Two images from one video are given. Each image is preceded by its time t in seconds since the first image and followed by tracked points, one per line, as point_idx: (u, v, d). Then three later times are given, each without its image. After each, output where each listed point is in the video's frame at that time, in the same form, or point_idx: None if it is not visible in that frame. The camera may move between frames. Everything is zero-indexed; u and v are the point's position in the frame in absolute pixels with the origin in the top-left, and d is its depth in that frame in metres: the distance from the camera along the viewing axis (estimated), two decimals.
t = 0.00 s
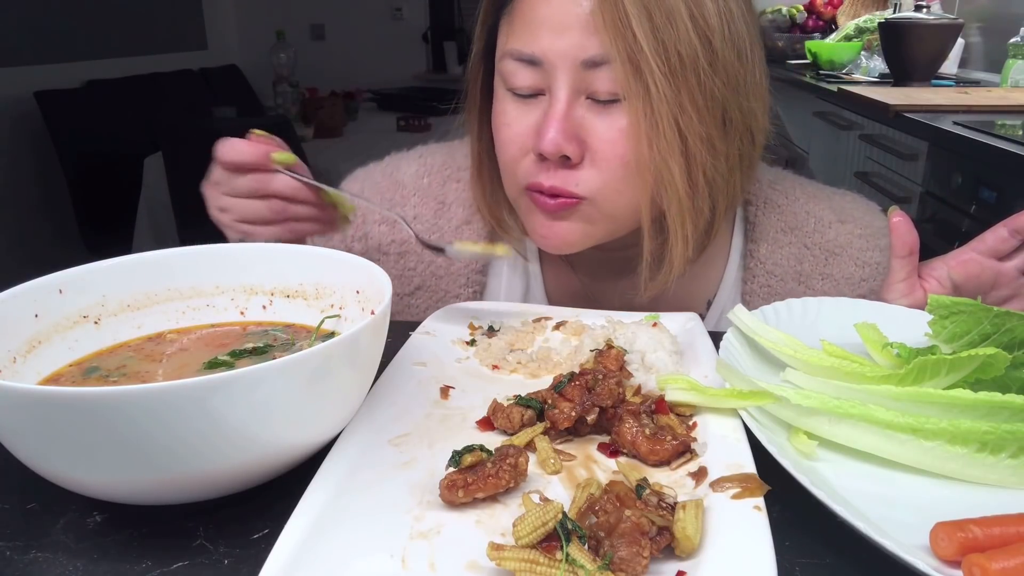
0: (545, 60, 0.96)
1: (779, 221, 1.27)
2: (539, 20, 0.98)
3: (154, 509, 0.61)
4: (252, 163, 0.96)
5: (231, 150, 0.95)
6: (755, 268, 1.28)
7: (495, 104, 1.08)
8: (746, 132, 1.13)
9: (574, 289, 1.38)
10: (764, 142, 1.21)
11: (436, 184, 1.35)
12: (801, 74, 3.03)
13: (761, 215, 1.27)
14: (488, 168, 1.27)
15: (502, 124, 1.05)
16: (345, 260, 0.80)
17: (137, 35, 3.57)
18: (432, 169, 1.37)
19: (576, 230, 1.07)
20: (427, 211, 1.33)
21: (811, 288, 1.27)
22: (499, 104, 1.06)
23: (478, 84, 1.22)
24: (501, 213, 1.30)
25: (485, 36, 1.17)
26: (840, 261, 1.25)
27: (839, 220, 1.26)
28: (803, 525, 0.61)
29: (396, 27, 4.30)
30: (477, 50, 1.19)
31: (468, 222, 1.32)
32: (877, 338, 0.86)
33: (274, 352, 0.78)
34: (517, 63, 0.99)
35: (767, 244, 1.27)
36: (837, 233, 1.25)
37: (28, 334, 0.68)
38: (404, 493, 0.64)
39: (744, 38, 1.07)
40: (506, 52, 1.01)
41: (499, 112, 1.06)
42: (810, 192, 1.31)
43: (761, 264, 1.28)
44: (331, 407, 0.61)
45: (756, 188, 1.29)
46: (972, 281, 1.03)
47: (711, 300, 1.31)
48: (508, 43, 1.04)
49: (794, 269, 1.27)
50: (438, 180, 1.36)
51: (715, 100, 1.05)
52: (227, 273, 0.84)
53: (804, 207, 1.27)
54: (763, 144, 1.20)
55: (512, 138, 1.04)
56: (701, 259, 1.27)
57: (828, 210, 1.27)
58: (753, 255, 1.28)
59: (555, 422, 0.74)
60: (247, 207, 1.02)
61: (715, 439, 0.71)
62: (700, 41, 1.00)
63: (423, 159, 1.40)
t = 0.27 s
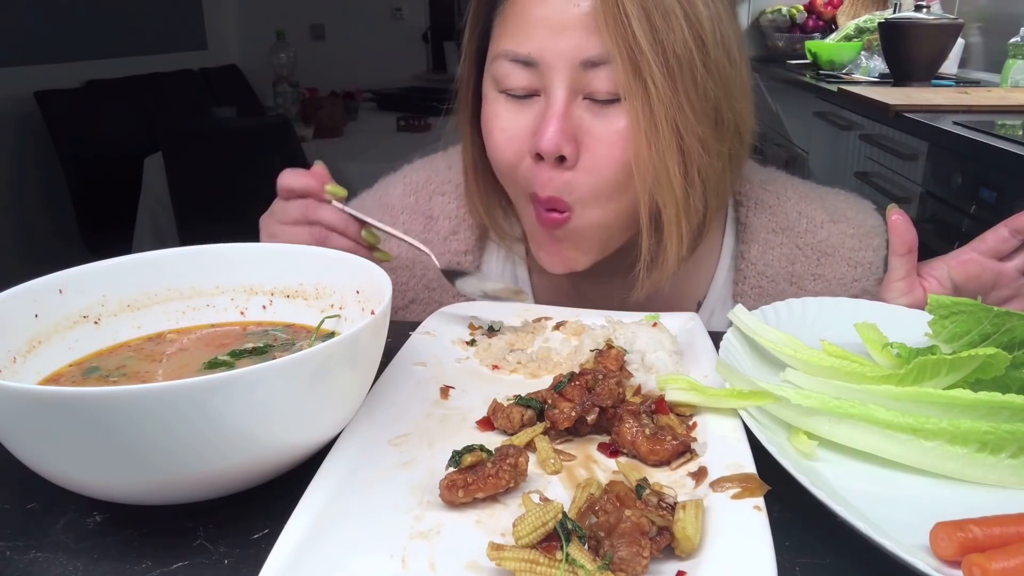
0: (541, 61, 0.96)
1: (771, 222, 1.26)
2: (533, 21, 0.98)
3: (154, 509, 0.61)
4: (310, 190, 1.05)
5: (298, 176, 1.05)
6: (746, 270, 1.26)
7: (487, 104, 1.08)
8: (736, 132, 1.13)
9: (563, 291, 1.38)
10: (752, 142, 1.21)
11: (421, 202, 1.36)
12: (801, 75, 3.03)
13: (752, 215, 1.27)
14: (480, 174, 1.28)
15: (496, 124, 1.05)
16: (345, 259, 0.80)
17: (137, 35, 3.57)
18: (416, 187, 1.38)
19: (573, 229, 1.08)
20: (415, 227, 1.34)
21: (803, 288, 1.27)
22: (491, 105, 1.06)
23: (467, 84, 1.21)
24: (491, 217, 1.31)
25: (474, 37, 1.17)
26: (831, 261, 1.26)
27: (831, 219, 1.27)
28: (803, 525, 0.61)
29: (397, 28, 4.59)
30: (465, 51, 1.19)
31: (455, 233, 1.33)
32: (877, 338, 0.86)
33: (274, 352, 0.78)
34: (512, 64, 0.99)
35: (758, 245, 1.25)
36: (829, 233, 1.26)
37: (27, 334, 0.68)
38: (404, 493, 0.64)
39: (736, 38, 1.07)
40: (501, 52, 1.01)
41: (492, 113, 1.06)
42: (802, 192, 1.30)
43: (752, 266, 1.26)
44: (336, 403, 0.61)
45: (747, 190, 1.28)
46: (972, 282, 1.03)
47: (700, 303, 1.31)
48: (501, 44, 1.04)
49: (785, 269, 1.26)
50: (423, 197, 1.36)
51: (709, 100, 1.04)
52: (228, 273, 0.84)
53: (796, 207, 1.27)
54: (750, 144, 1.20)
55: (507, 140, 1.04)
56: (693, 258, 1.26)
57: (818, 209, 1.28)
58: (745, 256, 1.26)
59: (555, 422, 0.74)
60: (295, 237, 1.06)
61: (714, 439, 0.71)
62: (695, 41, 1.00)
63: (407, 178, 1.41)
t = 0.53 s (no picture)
0: (538, 59, 0.96)
1: (759, 227, 1.27)
2: (530, 20, 0.98)
3: (154, 509, 0.61)
4: (311, 191, 1.04)
5: (303, 176, 1.05)
6: (735, 276, 1.28)
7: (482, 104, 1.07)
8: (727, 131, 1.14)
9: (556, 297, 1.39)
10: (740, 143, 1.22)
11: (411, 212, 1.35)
12: (801, 75, 3.03)
13: (740, 221, 1.28)
14: (474, 177, 1.28)
15: (491, 123, 1.05)
16: (345, 259, 0.80)
17: (138, 35, 3.57)
18: (404, 197, 1.36)
19: (570, 227, 1.07)
20: (405, 238, 1.34)
21: (793, 293, 1.27)
22: (486, 105, 1.06)
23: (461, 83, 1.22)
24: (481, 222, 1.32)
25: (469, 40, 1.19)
26: (821, 266, 1.25)
27: (820, 223, 1.26)
28: (803, 525, 0.61)
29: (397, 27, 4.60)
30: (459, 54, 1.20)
31: (445, 242, 1.33)
32: (877, 338, 0.86)
33: (274, 352, 0.78)
34: (509, 63, 0.99)
35: (746, 250, 1.27)
36: (817, 237, 1.25)
37: (28, 333, 0.68)
38: (404, 493, 0.64)
39: (725, 38, 1.09)
40: (497, 51, 1.00)
41: (487, 113, 1.05)
42: (791, 196, 1.30)
43: (740, 271, 1.28)
44: (336, 401, 0.61)
45: (735, 197, 1.30)
46: (971, 282, 1.03)
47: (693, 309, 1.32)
48: (497, 44, 1.05)
49: (775, 275, 1.27)
50: (412, 208, 1.35)
51: (702, 97, 1.06)
52: (228, 273, 0.84)
53: (785, 211, 1.27)
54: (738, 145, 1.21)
55: (503, 140, 1.04)
56: (684, 259, 1.29)
57: (807, 213, 1.27)
58: (734, 262, 1.28)
59: (555, 422, 0.74)
60: (291, 236, 1.06)
61: (714, 439, 0.71)
62: (689, 40, 1.02)
63: (394, 189, 1.39)
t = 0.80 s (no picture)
0: (533, 56, 0.97)
1: (749, 232, 1.27)
2: (527, 18, 0.99)
3: (154, 510, 0.61)
4: (319, 194, 1.04)
5: (311, 179, 1.04)
6: (726, 281, 1.28)
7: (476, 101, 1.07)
8: (718, 132, 1.14)
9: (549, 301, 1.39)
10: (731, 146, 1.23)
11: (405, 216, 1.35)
12: (801, 75, 3.03)
13: (730, 227, 1.28)
14: (469, 177, 1.29)
15: (485, 119, 1.05)
16: (345, 259, 0.80)
17: (138, 35, 3.57)
18: (395, 207, 1.36)
19: (560, 227, 1.07)
20: (399, 246, 1.34)
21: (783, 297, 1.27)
22: (480, 102, 1.06)
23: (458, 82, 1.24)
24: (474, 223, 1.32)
25: (468, 40, 1.20)
26: (811, 271, 1.26)
27: (811, 227, 1.27)
28: (803, 525, 0.61)
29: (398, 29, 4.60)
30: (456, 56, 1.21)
31: (439, 250, 1.33)
32: (877, 338, 0.86)
33: (274, 352, 0.78)
34: (505, 60, 1.00)
35: (737, 256, 1.27)
36: (808, 242, 1.25)
37: (28, 334, 0.68)
38: (404, 493, 0.64)
39: (718, 41, 1.11)
40: (494, 49, 1.01)
41: (481, 110, 1.05)
42: (781, 200, 1.30)
43: (731, 277, 1.28)
44: (334, 403, 0.61)
45: (725, 202, 1.30)
46: (970, 283, 1.03)
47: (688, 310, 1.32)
48: (494, 43, 1.05)
49: (765, 280, 1.27)
50: (404, 217, 1.35)
51: (694, 98, 1.07)
52: (228, 273, 0.84)
53: (775, 215, 1.27)
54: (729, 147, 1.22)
55: (496, 137, 1.04)
56: (676, 259, 1.30)
57: (797, 218, 1.27)
58: (724, 268, 1.28)
59: (555, 422, 0.74)
60: (297, 238, 1.06)
61: (715, 439, 0.71)
62: (682, 42, 1.03)
63: (384, 199, 1.38)
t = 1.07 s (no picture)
0: (524, 52, 0.98)
1: (745, 234, 1.27)
2: (518, 17, 1.01)
3: (154, 509, 0.61)
4: (329, 196, 1.04)
5: (322, 180, 1.04)
6: (722, 283, 1.28)
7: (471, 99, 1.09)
8: (708, 133, 1.15)
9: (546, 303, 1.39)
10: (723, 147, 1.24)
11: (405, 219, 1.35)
12: (801, 75, 3.03)
13: (727, 228, 1.28)
14: (466, 178, 1.29)
15: (479, 116, 1.06)
16: (344, 259, 0.80)
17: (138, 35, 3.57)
18: (393, 211, 1.36)
19: (552, 224, 1.07)
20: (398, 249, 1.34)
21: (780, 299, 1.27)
22: (475, 100, 1.07)
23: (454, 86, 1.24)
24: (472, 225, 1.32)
25: (464, 42, 1.22)
26: (807, 272, 1.26)
27: (807, 229, 1.27)
28: (802, 525, 0.61)
29: (398, 29, 4.59)
30: (453, 58, 1.23)
31: (439, 252, 1.33)
32: (877, 338, 0.86)
33: (274, 352, 0.79)
34: (497, 56, 1.01)
35: (733, 257, 1.27)
36: (804, 243, 1.25)
37: (28, 333, 0.68)
38: (404, 493, 0.64)
39: (710, 43, 1.12)
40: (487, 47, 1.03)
41: (475, 107, 1.06)
42: (777, 201, 1.30)
43: (728, 279, 1.28)
44: (334, 403, 0.61)
45: (722, 203, 1.30)
46: (969, 283, 1.03)
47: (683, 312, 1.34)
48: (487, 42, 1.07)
49: (762, 281, 1.27)
50: (401, 220, 1.35)
51: (682, 96, 1.07)
52: (228, 273, 0.84)
53: (771, 216, 1.27)
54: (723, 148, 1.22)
55: (489, 134, 1.04)
56: (671, 259, 1.31)
57: (794, 219, 1.27)
58: (720, 269, 1.28)
59: (555, 422, 0.74)
60: (302, 239, 1.06)
61: (715, 439, 0.71)
62: (670, 40, 1.04)
63: (381, 203, 1.39)
